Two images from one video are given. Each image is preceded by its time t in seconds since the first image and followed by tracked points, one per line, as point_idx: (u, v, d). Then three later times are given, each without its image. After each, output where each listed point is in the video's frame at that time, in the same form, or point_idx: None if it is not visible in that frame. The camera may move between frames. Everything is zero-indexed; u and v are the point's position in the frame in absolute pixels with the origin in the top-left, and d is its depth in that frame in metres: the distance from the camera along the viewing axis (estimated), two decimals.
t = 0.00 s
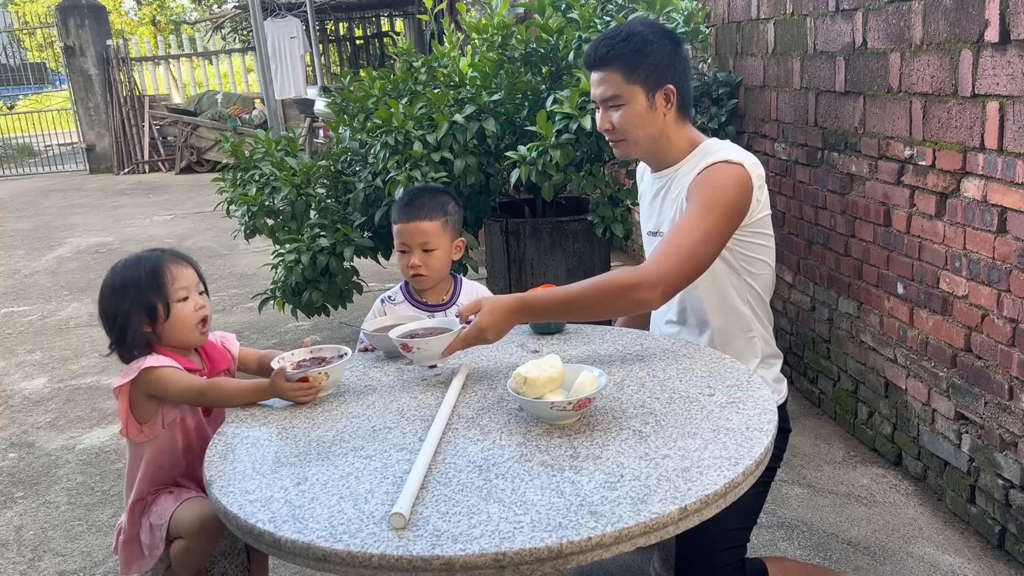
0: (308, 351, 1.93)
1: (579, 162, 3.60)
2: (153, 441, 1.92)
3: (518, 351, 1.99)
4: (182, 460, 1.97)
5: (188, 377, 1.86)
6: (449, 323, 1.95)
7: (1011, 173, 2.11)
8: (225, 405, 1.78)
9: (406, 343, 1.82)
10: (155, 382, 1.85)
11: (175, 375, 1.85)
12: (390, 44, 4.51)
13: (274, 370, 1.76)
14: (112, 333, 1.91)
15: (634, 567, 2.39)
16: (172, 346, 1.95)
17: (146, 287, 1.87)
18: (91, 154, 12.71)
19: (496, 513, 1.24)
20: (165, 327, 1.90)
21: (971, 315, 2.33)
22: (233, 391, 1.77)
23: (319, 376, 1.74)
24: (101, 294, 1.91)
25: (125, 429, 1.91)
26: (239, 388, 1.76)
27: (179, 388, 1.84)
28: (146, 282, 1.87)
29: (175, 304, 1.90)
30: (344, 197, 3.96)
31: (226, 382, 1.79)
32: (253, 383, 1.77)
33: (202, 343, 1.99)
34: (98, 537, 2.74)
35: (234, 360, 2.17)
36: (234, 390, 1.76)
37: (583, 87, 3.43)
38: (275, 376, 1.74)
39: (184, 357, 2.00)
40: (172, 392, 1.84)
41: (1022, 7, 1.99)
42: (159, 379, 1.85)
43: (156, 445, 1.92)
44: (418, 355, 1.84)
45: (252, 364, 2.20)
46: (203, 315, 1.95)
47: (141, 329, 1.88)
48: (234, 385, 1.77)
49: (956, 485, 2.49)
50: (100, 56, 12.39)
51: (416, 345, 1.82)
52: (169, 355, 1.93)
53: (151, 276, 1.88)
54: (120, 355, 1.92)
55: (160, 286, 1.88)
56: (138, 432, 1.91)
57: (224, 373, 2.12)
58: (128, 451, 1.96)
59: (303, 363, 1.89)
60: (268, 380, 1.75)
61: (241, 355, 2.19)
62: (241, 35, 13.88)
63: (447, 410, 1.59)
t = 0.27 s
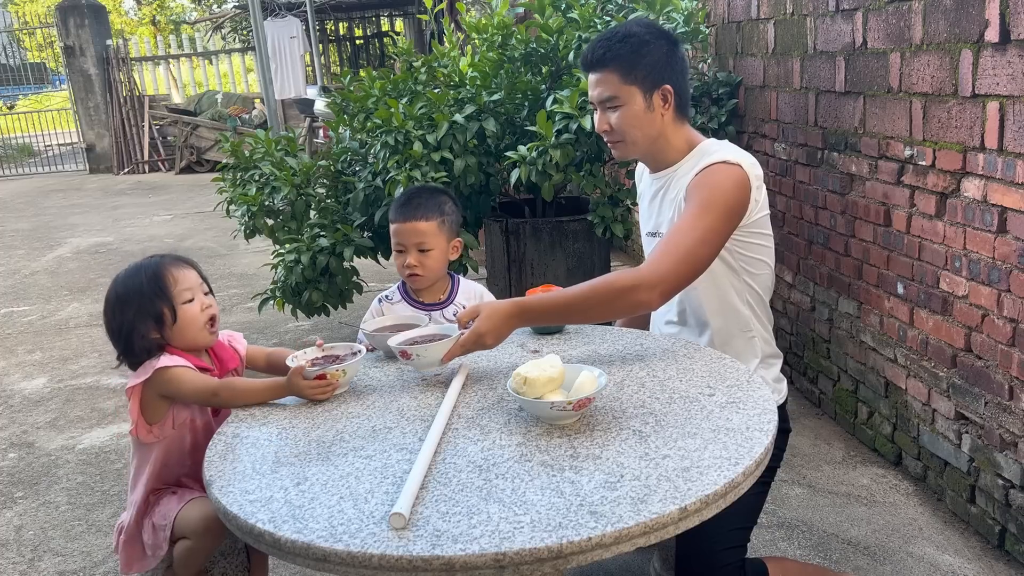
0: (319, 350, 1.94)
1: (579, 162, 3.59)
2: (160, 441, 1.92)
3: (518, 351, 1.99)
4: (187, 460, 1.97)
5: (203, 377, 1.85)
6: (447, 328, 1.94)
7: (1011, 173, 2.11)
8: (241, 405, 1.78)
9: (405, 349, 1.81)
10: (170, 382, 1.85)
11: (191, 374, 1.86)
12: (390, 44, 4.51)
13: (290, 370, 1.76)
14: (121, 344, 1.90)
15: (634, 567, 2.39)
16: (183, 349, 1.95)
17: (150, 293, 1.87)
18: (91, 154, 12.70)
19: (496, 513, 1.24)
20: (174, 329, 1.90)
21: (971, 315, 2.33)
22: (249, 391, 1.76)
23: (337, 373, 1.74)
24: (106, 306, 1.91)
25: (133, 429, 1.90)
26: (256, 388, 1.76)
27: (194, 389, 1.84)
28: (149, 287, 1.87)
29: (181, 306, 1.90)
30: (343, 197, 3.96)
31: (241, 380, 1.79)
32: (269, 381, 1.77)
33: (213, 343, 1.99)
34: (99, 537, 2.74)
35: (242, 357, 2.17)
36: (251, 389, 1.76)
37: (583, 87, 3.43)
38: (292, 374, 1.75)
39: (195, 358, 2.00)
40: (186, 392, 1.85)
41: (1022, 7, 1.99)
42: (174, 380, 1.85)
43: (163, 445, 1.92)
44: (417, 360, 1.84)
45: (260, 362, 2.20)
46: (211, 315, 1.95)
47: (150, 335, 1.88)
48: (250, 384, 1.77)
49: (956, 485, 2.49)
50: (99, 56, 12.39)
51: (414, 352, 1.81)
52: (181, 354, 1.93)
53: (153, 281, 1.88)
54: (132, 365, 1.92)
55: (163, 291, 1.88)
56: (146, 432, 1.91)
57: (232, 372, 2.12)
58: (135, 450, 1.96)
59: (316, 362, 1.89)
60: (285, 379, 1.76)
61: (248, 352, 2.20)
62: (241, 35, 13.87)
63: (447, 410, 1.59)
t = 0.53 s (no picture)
0: (329, 349, 1.93)
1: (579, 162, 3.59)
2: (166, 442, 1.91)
3: (518, 351, 1.99)
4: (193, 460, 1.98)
5: (216, 377, 1.84)
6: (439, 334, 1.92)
7: (1011, 173, 2.11)
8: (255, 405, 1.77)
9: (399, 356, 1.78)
10: (182, 383, 1.84)
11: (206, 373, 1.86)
12: (390, 44, 4.51)
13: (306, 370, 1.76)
14: (131, 348, 1.90)
15: (634, 567, 2.39)
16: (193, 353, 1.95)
17: (162, 298, 1.87)
18: (91, 153, 12.70)
19: (496, 513, 1.24)
20: (184, 336, 1.90)
21: (971, 315, 2.33)
22: (265, 390, 1.76)
23: (354, 372, 1.74)
24: (116, 309, 1.91)
25: (143, 430, 1.89)
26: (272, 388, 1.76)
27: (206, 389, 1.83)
28: (161, 292, 1.87)
29: (192, 312, 1.90)
30: (343, 198, 3.96)
31: (256, 379, 1.78)
32: (284, 380, 1.77)
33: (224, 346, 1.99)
34: (99, 537, 2.73)
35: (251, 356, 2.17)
36: (268, 388, 1.76)
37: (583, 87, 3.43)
38: (309, 373, 1.74)
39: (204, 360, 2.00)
40: (199, 392, 1.83)
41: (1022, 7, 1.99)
42: (186, 381, 1.84)
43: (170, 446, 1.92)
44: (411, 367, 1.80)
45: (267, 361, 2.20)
46: (222, 319, 1.95)
47: (161, 340, 1.88)
48: (267, 382, 1.77)
49: (956, 485, 2.49)
50: (99, 56, 12.39)
51: (408, 358, 1.78)
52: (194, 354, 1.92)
53: (165, 286, 1.87)
54: (142, 368, 1.91)
55: (175, 296, 1.88)
56: (157, 433, 1.90)
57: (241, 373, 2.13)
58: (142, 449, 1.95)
59: (328, 361, 1.89)
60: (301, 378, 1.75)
61: (256, 352, 2.20)
62: (241, 35, 13.87)
63: (447, 410, 1.59)
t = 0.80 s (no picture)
0: (331, 348, 1.94)
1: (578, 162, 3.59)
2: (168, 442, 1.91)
3: (518, 351, 1.99)
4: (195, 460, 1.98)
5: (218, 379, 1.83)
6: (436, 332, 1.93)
7: (1011, 173, 2.11)
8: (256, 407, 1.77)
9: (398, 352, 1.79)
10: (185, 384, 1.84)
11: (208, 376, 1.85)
12: (390, 44, 4.51)
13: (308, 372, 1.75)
14: (131, 350, 1.90)
15: (634, 567, 2.39)
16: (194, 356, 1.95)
17: (164, 303, 1.86)
18: (91, 154, 12.70)
19: (496, 513, 1.24)
20: (185, 340, 1.90)
21: (971, 315, 2.33)
22: (266, 392, 1.75)
23: (356, 371, 1.74)
24: (117, 310, 1.90)
25: (146, 430, 1.89)
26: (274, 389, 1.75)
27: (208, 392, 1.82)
28: (163, 297, 1.87)
29: (195, 318, 1.90)
30: (343, 198, 3.96)
31: (258, 380, 1.77)
32: (287, 381, 1.76)
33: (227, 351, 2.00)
34: (99, 537, 2.73)
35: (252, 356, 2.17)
36: (269, 391, 1.75)
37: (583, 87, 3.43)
38: (311, 374, 1.74)
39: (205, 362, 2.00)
40: (200, 392, 1.83)
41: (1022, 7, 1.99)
42: (187, 384, 1.84)
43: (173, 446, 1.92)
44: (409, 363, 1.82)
45: (268, 359, 2.20)
46: (223, 324, 1.96)
47: (161, 345, 1.88)
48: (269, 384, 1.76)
49: (956, 485, 2.49)
50: (99, 56, 12.38)
51: (405, 355, 1.80)
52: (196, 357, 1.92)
53: (168, 290, 1.87)
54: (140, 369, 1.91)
55: (179, 302, 1.87)
56: (159, 433, 1.90)
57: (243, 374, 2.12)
58: (144, 448, 1.96)
59: (330, 360, 1.89)
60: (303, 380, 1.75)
61: (257, 351, 2.19)
62: (240, 35, 13.87)
63: (447, 410, 1.59)
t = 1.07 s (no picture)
0: (332, 347, 1.94)
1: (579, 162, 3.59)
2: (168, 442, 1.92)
3: (518, 351, 1.99)
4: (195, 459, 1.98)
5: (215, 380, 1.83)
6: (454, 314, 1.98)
7: (1011, 173, 2.11)
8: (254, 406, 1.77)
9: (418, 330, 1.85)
10: (183, 384, 1.84)
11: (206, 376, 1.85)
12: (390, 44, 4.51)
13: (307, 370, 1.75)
14: (127, 353, 1.89)
15: (634, 567, 2.39)
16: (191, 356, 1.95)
17: (158, 303, 1.86)
18: (91, 154, 12.70)
19: (496, 513, 1.24)
20: (182, 339, 1.90)
21: (971, 315, 2.33)
22: (264, 391, 1.75)
23: (355, 371, 1.74)
24: (110, 314, 1.90)
25: (144, 431, 1.90)
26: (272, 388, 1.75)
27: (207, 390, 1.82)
28: (156, 297, 1.86)
29: (190, 316, 1.89)
30: (343, 197, 3.96)
31: (257, 381, 1.77)
32: (285, 381, 1.76)
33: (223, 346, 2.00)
34: (99, 537, 2.73)
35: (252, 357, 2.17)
36: (268, 388, 1.75)
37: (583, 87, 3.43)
38: (310, 373, 1.74)
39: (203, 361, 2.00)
40: (199, 393, 1.83)
41: (1022, 7, 1.99)
42: (185, 383, 1.84)
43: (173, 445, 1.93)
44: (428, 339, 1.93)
45: (268, 360, 2.20)
46: (219, 321, 1.95)
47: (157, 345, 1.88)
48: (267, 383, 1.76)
49: (956, 485, 2.49)
50: (100, 56, 12.38)
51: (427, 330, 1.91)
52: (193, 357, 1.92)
53: (160, 290, 1.87)
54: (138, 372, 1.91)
55: (172, 301, 1.87)
56: (157, 433, 1.90)
57: (241, 373, 2.12)
58: (143, 448, 1.96)
59: (329, 360, 1.88)
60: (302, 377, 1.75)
61: (257, 351, 2.19)
62: (241, 35, 13.87)
63: (447, 410, 1.59)
